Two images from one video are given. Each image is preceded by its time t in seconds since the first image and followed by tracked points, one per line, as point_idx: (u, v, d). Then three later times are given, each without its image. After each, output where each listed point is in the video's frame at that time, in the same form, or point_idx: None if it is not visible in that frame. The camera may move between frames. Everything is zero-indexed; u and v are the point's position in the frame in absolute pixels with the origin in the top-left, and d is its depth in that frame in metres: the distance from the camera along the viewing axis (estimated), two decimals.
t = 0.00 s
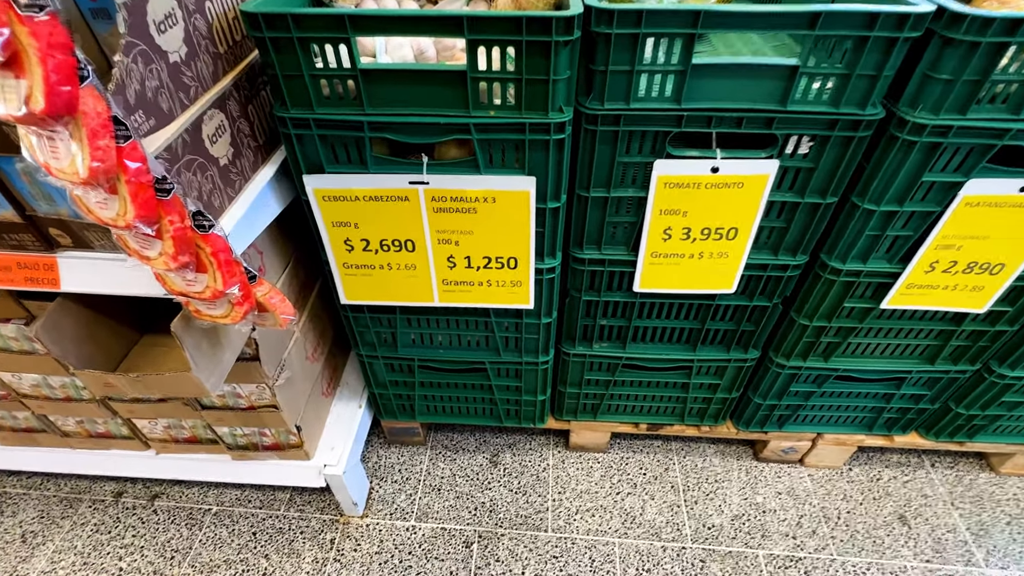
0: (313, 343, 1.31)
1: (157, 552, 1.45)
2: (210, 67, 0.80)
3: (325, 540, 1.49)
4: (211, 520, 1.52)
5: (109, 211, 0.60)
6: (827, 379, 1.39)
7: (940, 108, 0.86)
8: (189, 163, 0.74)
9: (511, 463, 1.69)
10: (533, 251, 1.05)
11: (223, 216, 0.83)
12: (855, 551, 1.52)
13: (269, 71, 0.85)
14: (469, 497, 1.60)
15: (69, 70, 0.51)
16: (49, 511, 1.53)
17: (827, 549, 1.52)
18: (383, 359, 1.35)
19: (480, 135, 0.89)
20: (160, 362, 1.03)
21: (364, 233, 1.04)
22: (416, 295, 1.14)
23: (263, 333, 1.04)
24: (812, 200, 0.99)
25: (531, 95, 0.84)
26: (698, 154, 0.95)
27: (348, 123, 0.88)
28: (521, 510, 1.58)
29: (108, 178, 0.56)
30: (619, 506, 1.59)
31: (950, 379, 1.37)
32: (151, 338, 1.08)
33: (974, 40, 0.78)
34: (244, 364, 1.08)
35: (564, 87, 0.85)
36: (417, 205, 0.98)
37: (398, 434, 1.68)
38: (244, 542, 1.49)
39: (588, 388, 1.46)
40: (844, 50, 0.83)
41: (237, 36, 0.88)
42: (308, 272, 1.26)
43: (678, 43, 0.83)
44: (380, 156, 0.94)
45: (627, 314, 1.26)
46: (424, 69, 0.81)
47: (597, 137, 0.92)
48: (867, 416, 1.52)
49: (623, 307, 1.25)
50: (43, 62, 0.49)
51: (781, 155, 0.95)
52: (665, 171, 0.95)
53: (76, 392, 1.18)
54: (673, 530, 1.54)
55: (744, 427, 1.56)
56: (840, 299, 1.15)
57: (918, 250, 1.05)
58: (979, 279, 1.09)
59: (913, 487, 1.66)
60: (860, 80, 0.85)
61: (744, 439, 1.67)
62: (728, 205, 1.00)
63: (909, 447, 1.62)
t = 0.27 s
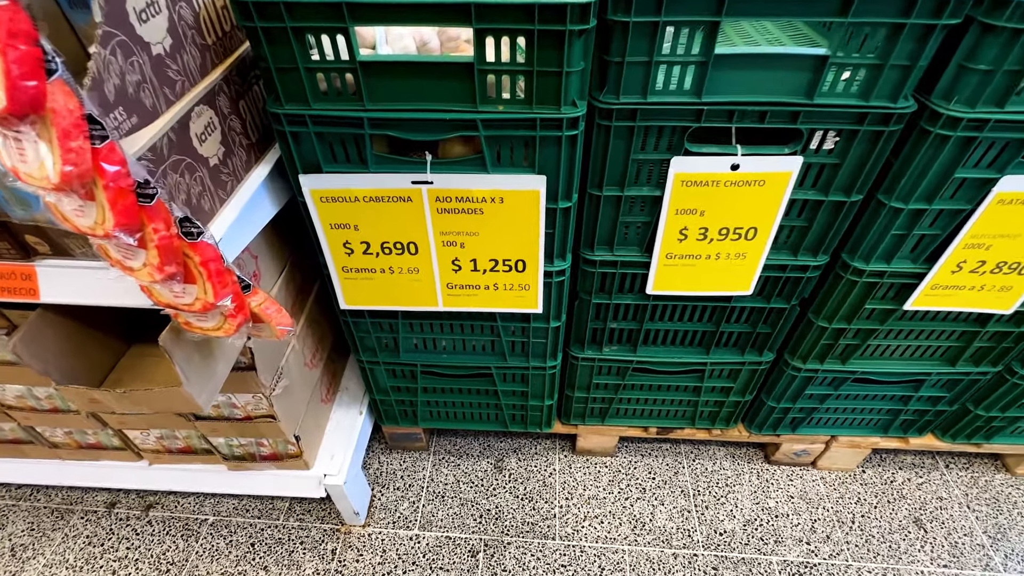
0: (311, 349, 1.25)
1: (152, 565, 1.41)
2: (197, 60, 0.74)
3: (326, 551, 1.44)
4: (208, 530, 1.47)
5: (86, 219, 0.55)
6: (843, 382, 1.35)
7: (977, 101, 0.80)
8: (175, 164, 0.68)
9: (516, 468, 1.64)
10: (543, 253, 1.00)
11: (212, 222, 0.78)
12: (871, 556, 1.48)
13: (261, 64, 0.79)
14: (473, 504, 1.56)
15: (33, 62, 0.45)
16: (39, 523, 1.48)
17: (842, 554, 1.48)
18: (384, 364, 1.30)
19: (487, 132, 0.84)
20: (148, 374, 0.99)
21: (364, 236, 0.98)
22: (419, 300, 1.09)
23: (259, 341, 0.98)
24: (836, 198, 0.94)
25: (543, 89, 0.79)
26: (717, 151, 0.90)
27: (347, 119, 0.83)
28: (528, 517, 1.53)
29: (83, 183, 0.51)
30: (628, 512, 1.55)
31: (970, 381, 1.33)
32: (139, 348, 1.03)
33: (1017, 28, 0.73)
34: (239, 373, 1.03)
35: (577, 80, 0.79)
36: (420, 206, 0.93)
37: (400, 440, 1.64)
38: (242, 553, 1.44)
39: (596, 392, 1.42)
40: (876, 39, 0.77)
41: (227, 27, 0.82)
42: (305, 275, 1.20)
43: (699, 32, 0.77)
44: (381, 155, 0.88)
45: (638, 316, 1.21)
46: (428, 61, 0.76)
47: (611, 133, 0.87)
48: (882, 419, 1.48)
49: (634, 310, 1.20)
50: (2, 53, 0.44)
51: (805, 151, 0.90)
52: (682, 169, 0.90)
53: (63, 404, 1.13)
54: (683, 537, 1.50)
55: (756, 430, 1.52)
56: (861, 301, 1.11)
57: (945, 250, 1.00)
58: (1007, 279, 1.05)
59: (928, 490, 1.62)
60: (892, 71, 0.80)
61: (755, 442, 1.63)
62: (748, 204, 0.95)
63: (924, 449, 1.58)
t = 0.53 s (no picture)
0: (307, 357, 1.21)
1: None
2: (180, 58, 0.70)
3: (325, 563, 1.40)
4: (204, 543, 1.43)
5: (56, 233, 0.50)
6: (856, 385, 1.31)
7: (1008, 95, 0.76)
8: (156, 170, 0.64)
9: (519, 475, 1.60)
10: (548, 257, 0.96)
11: (200, 230, 0.73)
12: (883, 562, 1.45)
13: (250, 61, 0.75)
14: (476, 513, 1.52)
15: None
16: (28, 538, 1.44)
17: (854, 561, 1.44)
18: (383, 372, 1.25)
19: (490, 132, 0.79)
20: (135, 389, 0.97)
21: (362, 241, 0.94)
22: (419, 307, 1.05)
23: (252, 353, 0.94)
24: (856, 198, 0.90)
25: (549, 87, 0.74)
26: (731, 150, 0.86)
27: (342, 119, 0.78)
28: (532, 526, 1.50)
29: (51, 194, 0.47)
30: (635, 519, 1.52)
31: (986, 384, 1.29)
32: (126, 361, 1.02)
33: None
34: (231, 386, 0.99)
35: (586, 76, 0.75)
36: (419, 210, 0.88)
37: (400, 447, 1.59)
38: (238, 567, 1.40)
39: (602, 398, 1.38)
40: (903, 31, 0.73)
41: (213, 22, 0.78)
42: (299, 281, 1.16)
43: (716, 24, 0.73)
44: (378, 156, 0.84)
45: (646, 321, 1.17)
46: (428, 56, 0.71)
47: (621, 132, 0.83)
48: (895, 421, 1.44)
49: (642, 314, 1.16)
50: None
51: (824, 149, 0.85)
52: (695, 169, 0.85)
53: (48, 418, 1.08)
54: (692, 544, 1.47)
55: (766, 434, 1.49)
56: (878, 304, 1.07)
57: (967, 251, 0.96)
58: None
59: (940, 493, 1.59)
60: (918, 64, 0.75)
61: (763, 446, 1.59)
62: (763, 205, 0.91)
63: (936, 452, 1.55)
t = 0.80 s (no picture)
0: (300, 362, 1.18)
1: None
2: (159, 52, 0.66)
3: (322, 572, 1.37)
4: (197, 553, 1.40)
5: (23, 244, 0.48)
6: (862, 384, 1.28)
7: None
8: (133, 172, 0.60)
9: (519, 478, 1.58)
10: (548, 258, 0.92)
11: (184, 235, 0.69)
12: (889, 562, 1.42)
13: (233, 56, 0.71)
14: (476, 517, 1.49)
15: None
16: (16, 549, 1.40)
17: (860, 561, 1.42)
18: (379, 376, 1.22)
19: (487, 129, 0.75)
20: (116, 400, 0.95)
21: (354, 243, 0.90)
22: (415, 310, 1.01)
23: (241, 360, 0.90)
24: (865, 194, 0.87)
25: (548, 81, 0.71)
26: (737, 145, 0.83)
27: (331, 117, 0.75)
28: (533, 530, 1.47)
29: (15, 201, 0.45)
30: (637, 521, 1.49)
31: (993, 381, 1.27)
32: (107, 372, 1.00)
33: None
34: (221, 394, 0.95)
35: (586, 69, 0.71)
36: (414, 211, 0.85)
37: (398, 451, 1.56)
38: None
39: (603, 400, 1.35)
40: (917, 20, 0.70)
41: (194, 15, 0.74)
42: (290, 284, 1.12)
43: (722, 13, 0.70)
44: (371, 155, 0.80)
45: (648, 321, 1.14)
46: (420, 49, 0.68)
47: (623, 128, 0.79)
48: (900, 420, 1.42)
49: (644, 314, 1.13)
50: None
51: (833, 144, 0.82)
52: (700, 165, 0.82)
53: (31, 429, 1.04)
54: (695, 547, 1.44)
55: (770, 434, 1.46)
56: (886, 302, 1.04)
57: (978, 247, 0.93)
58: None
59: (944, 490, 1.57)
60: (933, 54, 0.72)
61: (767, 445, 1.57)
62: (769, 203, 0.88)
63: (941, 449, 1.53)
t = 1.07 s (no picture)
0: (291, 367, 1.16)
1: None
2: (136, 51, 0.64)
3: None
4: (189, 561, 1.37)
5: None
6: (860, 381, 1.28)
7: None
8: (109, 175, 0.58)
9: (516, 480, 1.56)
10: (541, 258, 0.91)
11: (166, 238, 0.67)
12: (888, 559, 1.42)
13: (214, 54, 0.69)
14: (472, 520, 1.47)
15: None
16: (3, 560, 1.37)
17: (859, 558, 1.42)
18: (372, 380, 1.20)
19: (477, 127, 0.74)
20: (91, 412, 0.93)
21: (344, 245, 0.88)
22: (407, 313, 0.99)
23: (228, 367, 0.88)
24: (863, 190, 0.85)
25: (539, 77, 0.69)
26: (733, 141, 0.81)
27: (316, 116, 0.72)
28: (530, 532, 1.45)
29: None
30: (635, 522, 1.48)
31: (991, 376, 1.27)
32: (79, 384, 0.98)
33: None
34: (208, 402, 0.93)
35: (578, 65, 0.70)
36: (404, 212, 0.83)
37: (392, 454, 1.54)
38: None
39: (600, 400, 1.34)
40: (915, 12, 0.68)
41: (172, 12, 0.71)
42: (279, 287, 1.10)
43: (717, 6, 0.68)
44: (358, 156, 0.78)
45: (644, 321, 1.12)
46: (407, 46, 0.66)
47: (616, 125, 0.78)
48: (897, 416, 1.41)
49: (640, 314, 1.12)
50: None
51: (830, 139, 0.81)
52: (696, 162, 0.81)
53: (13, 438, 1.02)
54: (694, 546, 1.43)
55: (767, 432, 1.45)
56: (884, 299, 1.03)
57: (976, 243, 0.92)
58: None
59: (942, 486, 1.57)
60: (931, 47, 0.71)
61: (764, 443, 1.56)
62: (766, 200, 0.86)
63: (938, 445, 1.52)
